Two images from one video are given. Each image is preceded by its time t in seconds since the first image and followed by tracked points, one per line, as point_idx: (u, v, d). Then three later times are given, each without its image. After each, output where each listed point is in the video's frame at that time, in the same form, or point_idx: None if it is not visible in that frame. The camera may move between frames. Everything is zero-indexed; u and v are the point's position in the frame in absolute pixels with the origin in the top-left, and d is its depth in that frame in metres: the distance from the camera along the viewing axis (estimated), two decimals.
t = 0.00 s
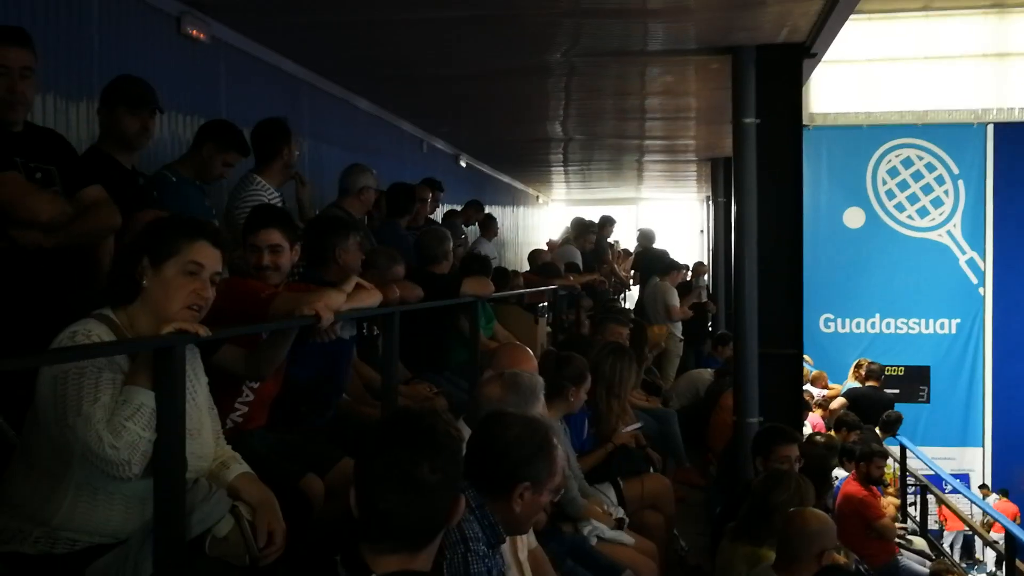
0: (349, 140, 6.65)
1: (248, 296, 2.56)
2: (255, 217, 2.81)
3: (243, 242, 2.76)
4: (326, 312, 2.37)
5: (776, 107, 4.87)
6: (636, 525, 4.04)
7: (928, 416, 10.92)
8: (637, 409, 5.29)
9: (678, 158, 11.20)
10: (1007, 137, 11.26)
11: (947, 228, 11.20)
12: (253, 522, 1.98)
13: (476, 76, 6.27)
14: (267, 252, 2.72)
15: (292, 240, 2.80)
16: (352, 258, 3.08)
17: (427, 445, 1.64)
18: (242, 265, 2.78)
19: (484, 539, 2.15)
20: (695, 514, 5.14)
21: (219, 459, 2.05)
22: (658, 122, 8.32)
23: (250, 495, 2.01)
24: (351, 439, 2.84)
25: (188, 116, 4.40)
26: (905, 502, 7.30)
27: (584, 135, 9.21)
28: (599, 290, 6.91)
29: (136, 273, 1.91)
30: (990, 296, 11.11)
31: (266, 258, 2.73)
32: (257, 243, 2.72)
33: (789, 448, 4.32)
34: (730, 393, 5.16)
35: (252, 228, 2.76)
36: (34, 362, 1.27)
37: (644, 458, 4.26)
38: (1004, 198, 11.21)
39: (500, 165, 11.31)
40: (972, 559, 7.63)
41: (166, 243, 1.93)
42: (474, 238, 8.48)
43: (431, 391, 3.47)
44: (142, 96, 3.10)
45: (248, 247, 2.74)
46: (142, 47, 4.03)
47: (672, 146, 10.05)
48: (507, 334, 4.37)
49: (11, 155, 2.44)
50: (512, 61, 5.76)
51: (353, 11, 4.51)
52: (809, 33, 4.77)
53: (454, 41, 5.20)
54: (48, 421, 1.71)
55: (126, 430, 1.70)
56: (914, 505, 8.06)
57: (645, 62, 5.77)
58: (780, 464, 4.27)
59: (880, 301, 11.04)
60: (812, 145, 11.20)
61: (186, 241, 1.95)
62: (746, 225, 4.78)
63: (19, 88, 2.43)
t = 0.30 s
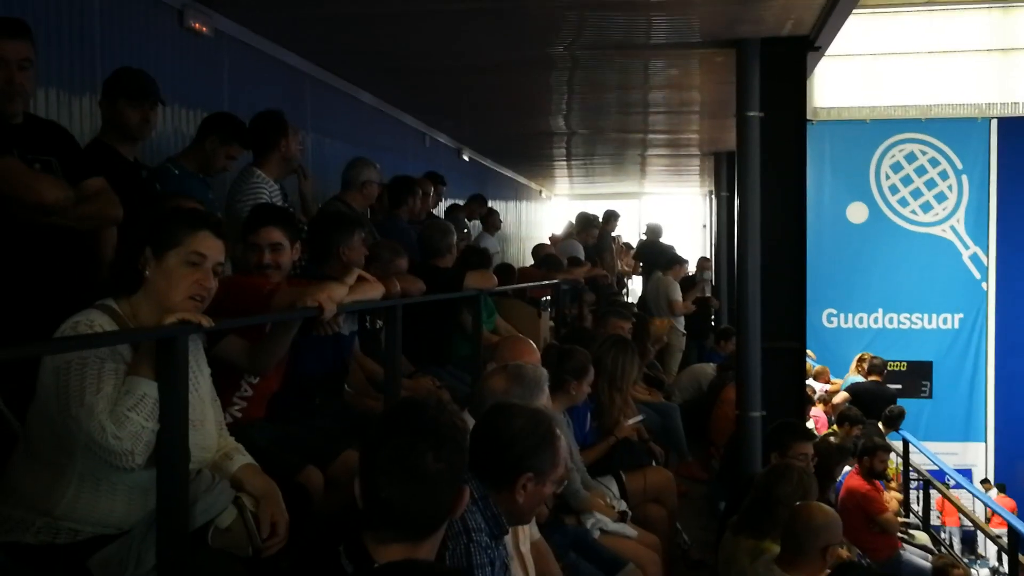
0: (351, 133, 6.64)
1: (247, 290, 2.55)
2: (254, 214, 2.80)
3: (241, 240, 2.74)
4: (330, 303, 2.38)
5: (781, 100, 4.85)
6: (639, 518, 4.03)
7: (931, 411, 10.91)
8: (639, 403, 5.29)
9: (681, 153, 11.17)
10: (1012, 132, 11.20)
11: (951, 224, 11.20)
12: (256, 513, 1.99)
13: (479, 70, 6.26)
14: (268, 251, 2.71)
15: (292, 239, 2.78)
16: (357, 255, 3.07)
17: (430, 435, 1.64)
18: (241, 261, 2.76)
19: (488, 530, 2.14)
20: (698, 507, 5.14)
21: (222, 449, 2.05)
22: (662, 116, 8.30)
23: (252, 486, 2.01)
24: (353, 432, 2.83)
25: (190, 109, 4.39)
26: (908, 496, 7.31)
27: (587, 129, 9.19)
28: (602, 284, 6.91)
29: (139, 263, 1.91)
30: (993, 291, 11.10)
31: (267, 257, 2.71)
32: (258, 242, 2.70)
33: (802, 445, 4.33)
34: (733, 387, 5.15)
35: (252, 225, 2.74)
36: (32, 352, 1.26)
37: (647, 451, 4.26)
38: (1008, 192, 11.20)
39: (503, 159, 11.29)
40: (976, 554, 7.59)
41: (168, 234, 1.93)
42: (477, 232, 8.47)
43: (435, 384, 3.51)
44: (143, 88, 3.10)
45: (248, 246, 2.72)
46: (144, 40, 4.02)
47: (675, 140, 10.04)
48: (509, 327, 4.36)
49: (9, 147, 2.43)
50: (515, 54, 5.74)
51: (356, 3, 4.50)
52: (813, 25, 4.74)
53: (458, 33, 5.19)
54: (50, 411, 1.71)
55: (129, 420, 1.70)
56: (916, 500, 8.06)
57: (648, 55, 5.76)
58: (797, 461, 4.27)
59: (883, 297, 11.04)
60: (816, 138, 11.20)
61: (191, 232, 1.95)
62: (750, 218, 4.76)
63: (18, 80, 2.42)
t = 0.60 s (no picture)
0: (351, 113, 6.61)
1: (250, 269, 2.55)
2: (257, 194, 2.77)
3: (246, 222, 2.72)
4: (330, 284, 2.36)
5: (782, 81, 4.82)
6: (639, 499, 4.03)
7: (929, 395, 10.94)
8: (639, 385, 5.29)
9: (682, 134, 11.13)
10: (1014, 115, 11.16)
11: (952, 207, 11.16)
12: (258, 493, 1.98)
13: (479, 50, 6.22)
14: (272, 230, 2.68)
15: (296, 219, 2.76)
16: (358, 234, 3.06)
17: (437, 410, 1.64)
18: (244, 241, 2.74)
19: (490, 508, 2.15)
20: (698, 488, 5.15)
21: (224, 427, 2.04)
22: (663, 97, 8.26)
23: (255, 464, 2.00)
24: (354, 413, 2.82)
25: (190, 88, 4.36)
26: (906, 479, 7.33)
27: (587, 110, 9.16)
28: (602, 266, 6.90)
29: (140, 241, 1.89)
30: (993, 275, 11.06)
31: (272, 237, 2.69)
32: (262, 221, 2.67)
33: (812, 431, 4.36)
34: (733, 369, 5.16)
35: (256, 205, 2.72)
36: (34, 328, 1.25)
37: (647, 433, 4.26)
38: (1009, 175, 11.17)
39: (503, 140, 11.26)
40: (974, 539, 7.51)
41: (168, 210, 1.91)
42: (477, 213, 8.45)
43: (435, 365, 3.49)
44: (140, 64, 3.07)
45: (253, 226, 2.70)
46: (143, 17, 3.98)
47: (676, 121, 10.00)
48: (509, 309, 4.33)
49: (5, 125, 2.41)
50: (516, 33, 5.71)
51: None
52: (817, 6, 4.70)
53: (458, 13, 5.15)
54: (51, 387, 1.70)
55: (131, 397, 1.68)
56: (915, 484, 8.06)
57: (649, 36, 5.72)
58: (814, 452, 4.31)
59: (883, 280, 11.04)
60: (818, 121, 11.15)
61: (191, 208, 1.93)
62: (751, 200, 4.74)
63: (17, 57, 2.40)
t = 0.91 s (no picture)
0: (350, 94, 6.60)
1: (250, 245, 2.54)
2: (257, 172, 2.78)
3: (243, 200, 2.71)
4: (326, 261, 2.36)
5: (781, 64, 4.81)
6: (636, 480, 4.06)
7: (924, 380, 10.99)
8: (635, 366, 5.32)
9: (680, 118, 11.13)
10: (1012, 101, 11.12)
11: (948, 194, 11.13)
12: (258, 467, 1.95)
13: (478, 31, 6.21)
14: (276, 209, 2.70)
15: (298, 198, 2.79)
16: (370, 217, 3.04)
17: (443, 383, 1.67)
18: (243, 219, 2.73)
19: (492, 486, 2.17)
20: (695, 470, 5.18)
21: (219, 403, 1.97)
22: (662, 80, 8.25)
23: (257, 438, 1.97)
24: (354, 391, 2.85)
25: (189, 67, 4.36)
26: (900, 463, 7.39)
27: (586, 93, 9.15)
28: (600, 249, 6.92)
29: (143, 221, 1.87)
30: (989, 261, 11.10)
31: (275, 214, 2.70)
32: (266, 199, 2.70)
33: (807, 413, 4.39)
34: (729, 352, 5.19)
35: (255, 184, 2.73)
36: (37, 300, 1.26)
37: (643, 414, 4.28)
38: (1005, 161, 11.17)
39: (502, 122, 11.25)
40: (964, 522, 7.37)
41: (170, 187, 1.92)
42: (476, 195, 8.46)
43: (434, 344, 3.47)
44: (139, 40, 3.06)
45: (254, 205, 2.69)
46: None
47: (674, 105, 10.00)
48: (508, 290, 4.33)
49: (6, 101, 2.42)
50: (515, 15, 5.69)
51: None
52: None
53: None
54: (48, 362, 1.70)
55: (131, 371, 1.69)
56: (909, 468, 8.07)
57: (649, 18, 5.71)
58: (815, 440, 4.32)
59: (878, 266, 11.07)
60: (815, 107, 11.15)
61: (190, 184, 1.95)
62: (750, 181, 4.71)
63: (20, 33, 2.41)
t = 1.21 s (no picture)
0: (305, 78, 6.51)
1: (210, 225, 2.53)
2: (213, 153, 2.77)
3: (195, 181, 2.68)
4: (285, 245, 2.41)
5: (737, 54, 4.83)
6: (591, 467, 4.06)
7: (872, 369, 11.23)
8: (589, 353, 5.36)
9: (635, 108, 11.18)
10: (960, 96, 11.46)
11: (896, 186, 11.32)
12: (199, 453, 1.90)
13: (435, 16, 6.15)
14: (229, 189, 2.55)
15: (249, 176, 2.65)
16: (338, 208, 2.99)
17: (402, 363, 1.70)
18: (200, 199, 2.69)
19: (448, 473, 2.15)
20: (648, 457, 5.23)
21: (155, 386, 1.95)
22: (618, 70, 8.27)
23: (201, 429, 1.92)
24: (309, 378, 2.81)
25: (140, 47, 4.25)
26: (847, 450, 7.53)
27: (543, 81, 9.15)
28: (556, 238, 6.92)
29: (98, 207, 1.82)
30: (935, 253, 11.32)
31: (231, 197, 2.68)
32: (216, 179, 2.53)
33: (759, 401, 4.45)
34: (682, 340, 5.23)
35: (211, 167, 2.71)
36: None
37: (598, 401, 4.31)
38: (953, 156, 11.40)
39: (458, 109, 11.20)
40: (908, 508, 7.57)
41: (108, 161, 1.84)
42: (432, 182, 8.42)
43: (390, 329, 3.41)
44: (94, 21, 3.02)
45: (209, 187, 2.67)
46: None
47: (630, 95, 10.04)
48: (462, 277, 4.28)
49: None
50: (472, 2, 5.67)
51: None
52: None
53: None
54: None
55: (76, 354, 1.67)
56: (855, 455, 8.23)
57: (606, 6, 5.71)
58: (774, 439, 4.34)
59: (828, 257, 11.23)
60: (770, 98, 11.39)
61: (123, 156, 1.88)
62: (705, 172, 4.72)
63: None
